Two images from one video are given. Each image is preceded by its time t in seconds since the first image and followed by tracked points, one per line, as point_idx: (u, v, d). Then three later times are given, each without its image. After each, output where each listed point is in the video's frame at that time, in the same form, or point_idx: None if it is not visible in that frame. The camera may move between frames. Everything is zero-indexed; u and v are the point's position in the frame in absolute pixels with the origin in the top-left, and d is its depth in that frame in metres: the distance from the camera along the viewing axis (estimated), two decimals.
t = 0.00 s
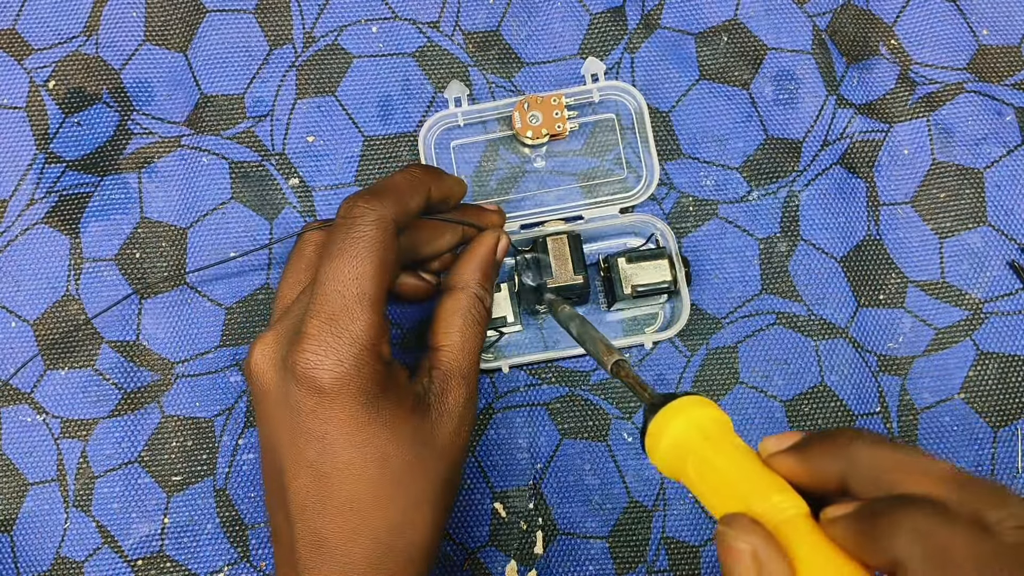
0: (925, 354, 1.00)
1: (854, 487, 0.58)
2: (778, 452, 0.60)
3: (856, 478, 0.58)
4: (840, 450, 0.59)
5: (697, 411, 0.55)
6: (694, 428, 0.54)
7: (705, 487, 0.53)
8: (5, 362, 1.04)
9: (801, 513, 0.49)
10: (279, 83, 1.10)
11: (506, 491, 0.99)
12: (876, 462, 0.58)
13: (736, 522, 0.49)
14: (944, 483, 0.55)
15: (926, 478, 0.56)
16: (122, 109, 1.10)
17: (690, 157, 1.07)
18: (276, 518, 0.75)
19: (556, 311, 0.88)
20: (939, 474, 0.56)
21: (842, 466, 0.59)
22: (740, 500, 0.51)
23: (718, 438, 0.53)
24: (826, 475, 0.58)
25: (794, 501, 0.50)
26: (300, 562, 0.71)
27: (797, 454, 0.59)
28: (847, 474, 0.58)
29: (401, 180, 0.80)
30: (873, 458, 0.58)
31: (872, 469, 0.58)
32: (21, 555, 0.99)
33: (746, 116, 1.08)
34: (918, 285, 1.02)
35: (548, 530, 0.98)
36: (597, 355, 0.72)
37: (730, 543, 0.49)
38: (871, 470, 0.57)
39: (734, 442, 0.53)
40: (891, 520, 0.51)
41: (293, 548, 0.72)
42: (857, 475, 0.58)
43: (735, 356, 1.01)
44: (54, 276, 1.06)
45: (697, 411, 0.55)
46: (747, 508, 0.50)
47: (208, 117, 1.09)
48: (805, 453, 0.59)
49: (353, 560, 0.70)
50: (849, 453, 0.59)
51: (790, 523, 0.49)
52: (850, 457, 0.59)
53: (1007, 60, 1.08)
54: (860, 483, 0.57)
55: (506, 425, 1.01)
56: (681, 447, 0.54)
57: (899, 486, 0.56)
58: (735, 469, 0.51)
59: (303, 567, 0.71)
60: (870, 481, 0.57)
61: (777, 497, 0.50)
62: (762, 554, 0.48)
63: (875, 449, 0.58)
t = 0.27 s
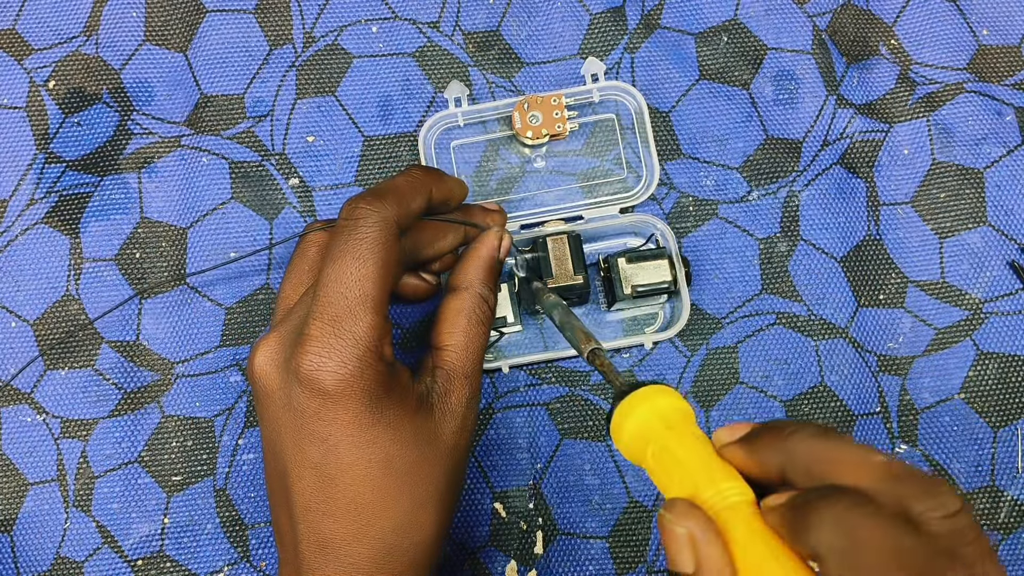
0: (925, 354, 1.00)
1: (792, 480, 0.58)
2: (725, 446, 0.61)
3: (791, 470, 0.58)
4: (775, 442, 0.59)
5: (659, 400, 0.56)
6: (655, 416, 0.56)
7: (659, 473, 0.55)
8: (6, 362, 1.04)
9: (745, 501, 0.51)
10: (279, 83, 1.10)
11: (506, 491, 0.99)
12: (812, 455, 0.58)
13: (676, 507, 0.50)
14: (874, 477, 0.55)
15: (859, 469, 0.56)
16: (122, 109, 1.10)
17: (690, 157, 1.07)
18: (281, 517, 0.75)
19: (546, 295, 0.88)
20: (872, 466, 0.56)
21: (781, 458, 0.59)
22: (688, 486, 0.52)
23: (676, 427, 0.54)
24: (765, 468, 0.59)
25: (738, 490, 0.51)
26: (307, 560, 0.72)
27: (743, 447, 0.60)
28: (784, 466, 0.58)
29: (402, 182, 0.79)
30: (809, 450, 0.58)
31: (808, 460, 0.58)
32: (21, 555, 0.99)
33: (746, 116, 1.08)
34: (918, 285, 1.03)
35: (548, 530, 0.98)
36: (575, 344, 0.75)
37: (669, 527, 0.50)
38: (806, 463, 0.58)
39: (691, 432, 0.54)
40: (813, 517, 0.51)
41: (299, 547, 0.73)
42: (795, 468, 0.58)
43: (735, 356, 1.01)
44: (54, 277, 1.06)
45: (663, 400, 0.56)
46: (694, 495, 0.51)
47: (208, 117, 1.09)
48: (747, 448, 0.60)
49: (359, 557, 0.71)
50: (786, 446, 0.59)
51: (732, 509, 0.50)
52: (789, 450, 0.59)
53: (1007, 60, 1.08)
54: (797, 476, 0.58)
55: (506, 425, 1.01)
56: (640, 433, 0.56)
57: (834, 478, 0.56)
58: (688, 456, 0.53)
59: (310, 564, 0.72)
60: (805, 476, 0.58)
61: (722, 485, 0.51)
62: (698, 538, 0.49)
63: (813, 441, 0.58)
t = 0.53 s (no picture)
0: (925, 354, 1.00)
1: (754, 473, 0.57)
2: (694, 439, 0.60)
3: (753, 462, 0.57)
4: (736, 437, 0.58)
5: (637, 394, 0.58)
6: (630, 409, 0.58)
7: (634, 464, 0.56)
8: (5, 362, 1.04)
9: (710, 493, 0.52)
10: (279, 83, 1.10)
11: (505, 491, 0.99)
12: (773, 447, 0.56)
13: (640, 498, 0.52)
14: (833, 471, 0.53)
15: (816, 461, 0.54)
16: (122, 109, 1.10)
17: (690, 157, 1.07)
18: (282, 518, 0.75)
19: (544, 288, 0.89)
20: (831, 459, 0.54)
21: (744, 451, 0.57)
22: (656, 478, 0.54)
23: (650, 421, 0.56)
24: (730, 461, 0.58)
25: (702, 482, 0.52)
26: (308, 560, 0.72)
27: (710, 440, 0.60)
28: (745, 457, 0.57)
29: (402, 183, 0.79)
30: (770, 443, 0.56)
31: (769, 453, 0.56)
32: (21, 555, 0.99)
33: (746, 116, 1.08)
34: (918, 285, 1.03)
35: (548, 530, 0.98)
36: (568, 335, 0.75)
37: (634, 518, 0.52)
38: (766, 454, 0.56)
39: (665, 424, 0.56)
40: (759, 509, 0.49)
41: (299, 547, 0.73)
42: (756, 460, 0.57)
43: (735, 356, 1.01)
44: (54, 276, 1.06)
45: (638, 393, 0.58)
46: (661, 487, 0.53)
47: (208, 117, 1.09)
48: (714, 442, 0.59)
49: (360, 557, 0.71)
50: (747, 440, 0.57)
51: (695, 500, 0.51)
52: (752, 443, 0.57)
53: (1007, 60, 1.08)
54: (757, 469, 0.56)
55: (506, 425, 1.01)
56: (618, 426, 0.58)
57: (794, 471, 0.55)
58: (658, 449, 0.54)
59: (311, 565, 0.72)
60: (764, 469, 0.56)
61: (689, 477, 0.52)
62: (660, 528, 0.51)
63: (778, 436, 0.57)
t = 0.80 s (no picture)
0: (925, 354, 1.00)
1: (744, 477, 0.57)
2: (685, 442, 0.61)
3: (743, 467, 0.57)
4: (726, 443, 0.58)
5: (632, 397, 0.60)
6: (624, 412, 0.60)
7: (628, 466, 0.59)
8: (5, 362, 1.04)
9: (699, 495, 0.54)
10: (279, 83, 1.10)
11: (505, 491, 0.99)
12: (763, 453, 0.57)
13: (631, 502, 0.53)
14: (821, 477, 0.54)
15: (806, 468, 0.54)
16: (122, 109, 1.10)
17: (690, 157, 1.07)
18: (284, 518, 0.75)
19: (543, 287, 0.89)
20: (819, 465, 0.54)
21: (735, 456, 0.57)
22: (648, 481, 0.56)
23: (644, 424, 0.59)
24: (721, 466, 0.58)
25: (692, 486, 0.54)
26: (310, 560, 0.72)
27: (701, 444, 0.60)
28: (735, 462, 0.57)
29: (404, 184, 0.79)
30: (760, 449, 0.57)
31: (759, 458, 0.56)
32: (21, 555, 0.99)
33: (746, 116, 1.08)
34: (918, 285, 1.03)
35: (548, 530, 0.98)
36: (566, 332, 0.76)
37: (624, 521, 0.54)
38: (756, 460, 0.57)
39: (657, 427, 0.59)
40: (745, 515, 0.50)
41: (301, 548, 0.73)
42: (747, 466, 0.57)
43: (735, 356, 1.01)
44: (54, 277, 1.06)
45: (631, 395, 0.60)
46: (652, 490, 0.55)
47: (208, 117, 1.09)
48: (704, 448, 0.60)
49: (362, 558, 0.71)
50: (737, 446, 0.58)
51: (684, 505, 0.53)
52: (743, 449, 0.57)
53: (1007, 60, 1.08)
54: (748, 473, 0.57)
55: (506, 425, 1.01)
56: (613, 429, 0.60)
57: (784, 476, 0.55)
58: (652, 454, 0.56)
59: (313, 565, 0.72)
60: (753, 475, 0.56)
61: (679, 481, 0.54)
62: (648, 531, 0.52)
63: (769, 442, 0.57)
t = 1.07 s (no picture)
0: (925, 354, 1.00)
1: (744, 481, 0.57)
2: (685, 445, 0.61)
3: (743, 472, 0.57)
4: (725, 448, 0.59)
5: (630, 395, 0.61)
6: (622, 410, 0.60)
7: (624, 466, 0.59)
8: (5, 362, 1.04)
9: (694, 495, 0.54)
10: (279, 83, 1.10)
11: (505, 491, 0.99)
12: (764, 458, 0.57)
13: (621, 503, 0.54)
14: (822, 484, 0.54)
15: (806, 474, 0.55)
16: (122, 109, 1.10)
17: (690, 157, 1.07)
18: (284, 518, 0.75)
19: (541, 286, 0.89)
20: (819, 470, 0.54)
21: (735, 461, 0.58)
22: (643, 480, 0.56)
23: (642, 423, 0.59)
24: (719, 468, 0.59)
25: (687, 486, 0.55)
26: (311, 560, 0.72)
27: (701, 447, 0.60)
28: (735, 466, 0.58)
29: (405, 185, 0.79)
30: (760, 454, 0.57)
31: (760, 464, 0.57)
32: (21, 555, 0.99)
33: (746, 116, 1.08)
34: (918, 285, 1.03)
35: (548, 530, 0.98)
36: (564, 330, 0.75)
37: (615, 522, 0.54)
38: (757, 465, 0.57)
39: (655, 427, 0.59)
40: (742, 522, 0.50)
41: (302, 548, 0.73)
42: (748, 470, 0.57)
43: (735, 356, 1.01)
44: (54, 277, 1.06)
45: (630, 394, 0.61)
46: (648, 489, 0.56)
47: (208, 117, 1.09)
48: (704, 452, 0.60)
49: (363, 558, 0.71)
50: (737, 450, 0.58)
51: (678, 505, 0.54)
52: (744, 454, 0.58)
53: (1007, 60, 1.08)
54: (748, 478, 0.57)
55: (506, 425, 1.01)
56: (610, 428, 0.61)
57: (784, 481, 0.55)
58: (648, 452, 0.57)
59: (314, 565, 0.72)
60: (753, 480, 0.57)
61: (676, 480, 0.55)
62: (640, 533, 0.52)
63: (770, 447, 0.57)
